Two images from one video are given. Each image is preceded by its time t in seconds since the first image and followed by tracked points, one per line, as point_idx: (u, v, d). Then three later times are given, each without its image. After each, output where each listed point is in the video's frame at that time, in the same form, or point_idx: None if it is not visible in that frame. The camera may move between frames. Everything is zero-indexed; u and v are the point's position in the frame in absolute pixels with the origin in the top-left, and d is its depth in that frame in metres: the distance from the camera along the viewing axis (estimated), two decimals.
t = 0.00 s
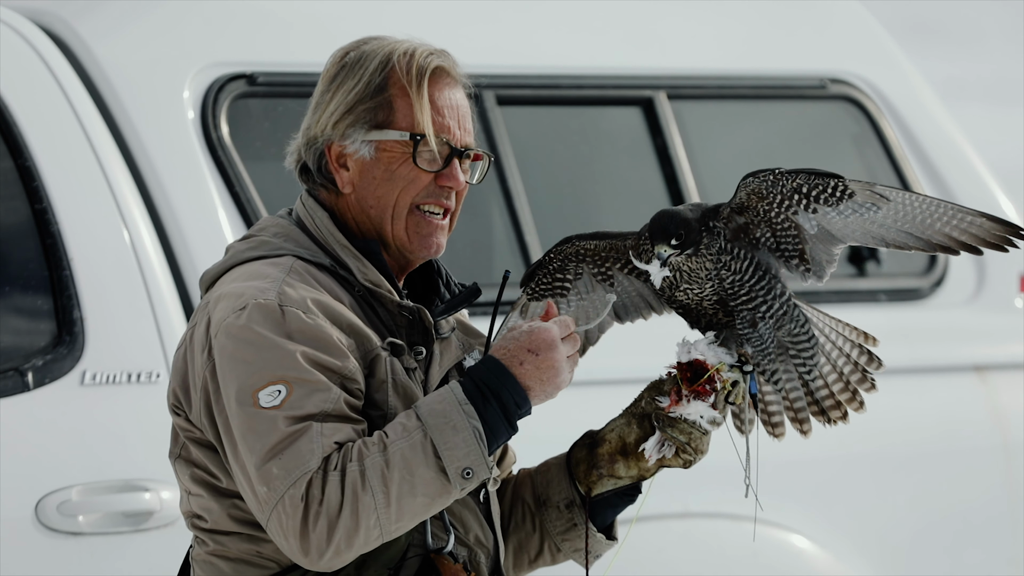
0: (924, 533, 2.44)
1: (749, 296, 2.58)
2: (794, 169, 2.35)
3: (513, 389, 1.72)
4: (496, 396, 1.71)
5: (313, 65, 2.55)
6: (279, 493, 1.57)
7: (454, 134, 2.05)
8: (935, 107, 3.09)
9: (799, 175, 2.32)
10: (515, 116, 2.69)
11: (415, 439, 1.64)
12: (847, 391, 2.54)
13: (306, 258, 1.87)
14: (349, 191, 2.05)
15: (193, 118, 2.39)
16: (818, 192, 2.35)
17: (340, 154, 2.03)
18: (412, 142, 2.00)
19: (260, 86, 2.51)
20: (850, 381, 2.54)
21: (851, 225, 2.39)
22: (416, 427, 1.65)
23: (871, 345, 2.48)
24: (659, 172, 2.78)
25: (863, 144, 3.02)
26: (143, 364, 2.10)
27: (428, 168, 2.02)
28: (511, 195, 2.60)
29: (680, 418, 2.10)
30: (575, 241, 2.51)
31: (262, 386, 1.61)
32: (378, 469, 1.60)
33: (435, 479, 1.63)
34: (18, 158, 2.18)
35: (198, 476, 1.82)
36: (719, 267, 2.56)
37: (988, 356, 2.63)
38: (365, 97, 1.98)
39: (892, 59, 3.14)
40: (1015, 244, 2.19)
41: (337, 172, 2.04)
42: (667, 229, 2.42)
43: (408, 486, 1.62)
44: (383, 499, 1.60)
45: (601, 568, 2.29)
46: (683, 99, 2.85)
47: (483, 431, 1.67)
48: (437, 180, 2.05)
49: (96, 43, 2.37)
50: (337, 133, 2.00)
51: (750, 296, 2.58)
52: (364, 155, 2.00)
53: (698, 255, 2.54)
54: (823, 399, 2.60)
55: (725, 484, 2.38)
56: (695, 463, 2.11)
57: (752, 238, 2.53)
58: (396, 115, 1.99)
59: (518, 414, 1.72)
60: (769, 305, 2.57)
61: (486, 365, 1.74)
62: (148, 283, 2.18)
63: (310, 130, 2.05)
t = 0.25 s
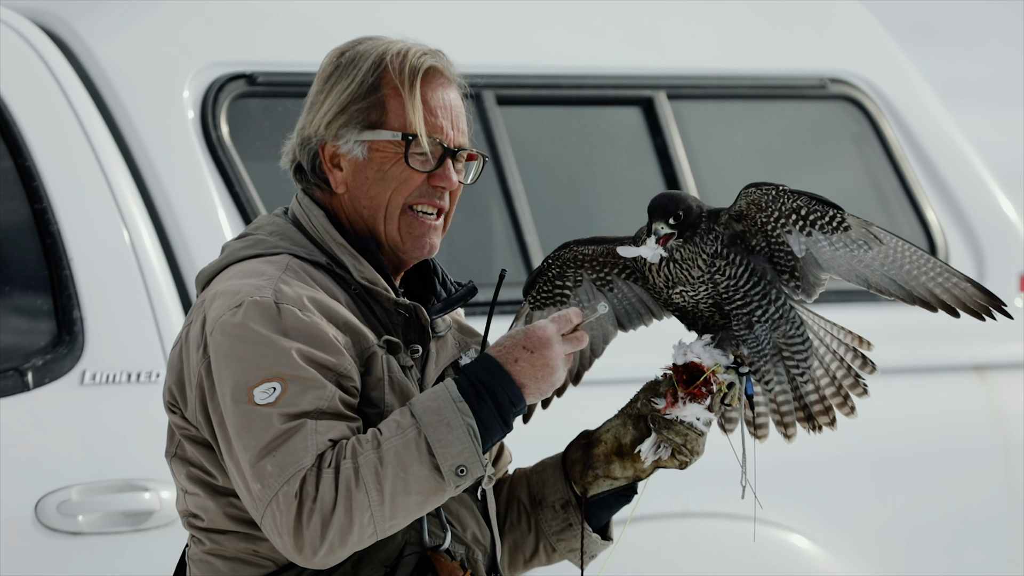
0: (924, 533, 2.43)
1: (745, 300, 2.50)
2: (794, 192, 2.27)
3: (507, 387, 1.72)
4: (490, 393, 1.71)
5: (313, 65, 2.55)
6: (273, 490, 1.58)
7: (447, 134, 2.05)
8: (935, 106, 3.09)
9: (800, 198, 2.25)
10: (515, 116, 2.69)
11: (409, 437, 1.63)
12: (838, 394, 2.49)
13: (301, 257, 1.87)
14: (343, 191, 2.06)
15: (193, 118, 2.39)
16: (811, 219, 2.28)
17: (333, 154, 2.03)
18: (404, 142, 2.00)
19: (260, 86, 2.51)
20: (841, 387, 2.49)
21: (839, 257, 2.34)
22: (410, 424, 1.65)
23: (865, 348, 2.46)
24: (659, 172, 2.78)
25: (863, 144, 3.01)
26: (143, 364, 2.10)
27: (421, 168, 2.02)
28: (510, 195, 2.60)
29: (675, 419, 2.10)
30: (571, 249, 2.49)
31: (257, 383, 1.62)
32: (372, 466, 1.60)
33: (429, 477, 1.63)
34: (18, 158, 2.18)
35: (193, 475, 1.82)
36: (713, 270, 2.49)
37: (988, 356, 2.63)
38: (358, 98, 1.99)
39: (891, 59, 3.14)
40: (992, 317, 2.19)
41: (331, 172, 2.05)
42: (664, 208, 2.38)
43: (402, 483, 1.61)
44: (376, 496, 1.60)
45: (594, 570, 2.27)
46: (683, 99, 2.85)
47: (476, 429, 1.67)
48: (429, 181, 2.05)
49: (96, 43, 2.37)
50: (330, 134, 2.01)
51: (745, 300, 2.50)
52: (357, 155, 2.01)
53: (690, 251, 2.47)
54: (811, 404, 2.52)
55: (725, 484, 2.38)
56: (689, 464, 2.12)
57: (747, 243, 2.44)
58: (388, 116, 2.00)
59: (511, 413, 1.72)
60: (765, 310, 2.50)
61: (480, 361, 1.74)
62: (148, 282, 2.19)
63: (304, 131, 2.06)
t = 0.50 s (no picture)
0: (924, 533, 2.43)
1: (739, 302, 2.57)
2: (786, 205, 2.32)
3: (500, 381, 1.71)
4: (482, 388, 1.70)
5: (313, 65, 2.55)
6: (266, 486, 1.58)
7: (437, 133, 2.07)
8: (935, 105, 3.10)
9: (789, 213, 2.30)
10: (515, 115, 2.69)
11: (400, 433, 1.63)
12: (829, 405, 2.50)
13: (295, 255, 1.88)
14: (334, 190, 2.08)
15: (193, 117, 2.39)
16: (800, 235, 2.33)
17: (325, 154, 2.06)
18: (393, 141, 2.02)
19: (260, 85, 2.51)
20: (831, 396, 2.51)
21: (825, 268, 2.39)
22: (402, 420, 1.65)
23: (852, 363, 2.46)
24: (659, 172, 2.78)
25: (863, 143, 3.01)
26: (143, 364, 2.10)
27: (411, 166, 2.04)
28: (510, 195, 2.59)
29: (670, 419, 2.12)
30: (574, 252, 2.52)
31: (250, 380, 1.62)
32: (364, 462, 1.60)
33: (421, 472, 1.63)
34: (18, 157, 2.18)
35: (188, 475, 1.82)
36: (707, 273, 2.55)
37: (988, 356, 2.63)
38: (347, 98, 2.02)
39: (891, 58, 3.14)
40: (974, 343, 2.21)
41: (322, 172, 2.07)
42: (650, 220, 2.42)
43: (394, 478, 1.61)
44: (368, 492, 1.60)
45: (586, 570, 2.29)
46: (683, 99, 2.85)
47: (468, 424, 1.66)
48: (420, 179, 2.07)
49: (96, 43, 2.37)
50: (321, 134, 2.03)
51: (740, 303, 2.57)
52: (348, 155, 2.03)
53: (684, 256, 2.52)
54: (805, 412, 2.57)
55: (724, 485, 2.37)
56: (684, 464, 2.12)
57: (742, 247, 2.51)
58: (378, 115, 2.02)
59: (504, 407, 1.71)
60: (761, 312, 2.58)
61: (473, 356, 1.73)
62: (148, 282, 2.19)
63: (295, 132, 2.09)
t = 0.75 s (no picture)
0: (924, 533, 2.43)
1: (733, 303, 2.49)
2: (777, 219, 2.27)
3: (489, 380, 1.71)
4: (472, 388, 1.70)
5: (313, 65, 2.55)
6: (256, 484, 1.58)
7: (429, 130, 2.08)
8: (934, 105, 3.10)
9: (778, 228, 2.25)
10: (515, 115, 2.69)
11: (389, 432, 1.63)
12: (822, 400, 2.44)
13: (288, 254, 1.88)
14: (327, 190, 2.09)
15: (193, 117, 2.39)
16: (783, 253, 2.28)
17: (317, 155, 2.06)
18: (384, 139, 2.03)
19: (260, 85, 2.51)
20: (824, 395, 2.44)
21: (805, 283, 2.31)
22: (392, 419, 1.64)
23: (844, 376, 2.43)
24: (659, 172, 2.78)
25: (863, 143, 3.01)
26: (143, 364, 2.10)
27: (403, 164, 2.05)
28: (511, 195, 2.59)
29: (664, 419, 2.14)
30: (571, 248, 2.50)
31: (241, 378, 1.62)
32: (352, 461, 1.59)
33: (410, 472, 1.62)
34: (18, 157, 2.18)
35: (183, 475, 1.82)
36: (701, 274, 2.50)
37: (988, 355, 2.63)
38: (338, 98, 2.02)
39: (891, 58, 3.14)
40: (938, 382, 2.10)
41: (314, 172, 2.08)
42: (641, 230, 2.40)
43: (382, 478, 1.61)
44: (356, 491, 1.59)
45: (583, 570, 2.28)
46: (683, 99, 2.86)
47: (458, 424, 1.66)
48: (412, 177, 2.08)
49: (96, 42, 2.37)
50: (312, 134, 2.04)
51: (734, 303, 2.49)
52: (340, 154, 2.04)
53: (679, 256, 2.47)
54: (802, 405, 2.49)
55: (722, 485, 2.38)
56: (679, 463, 2.15)
57: (735, 251, 2.43)
58: (368, 114, 2.03)
59: (494, 408, 1.71)
60: (755, 312, 2.50)
61: (463, 354, 1.73)
62: (148, 281, 2.19)
63: (287, 133, 2.10)
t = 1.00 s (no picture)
0: (924, 532, 2.43)
1: (730, 303, 2.56)
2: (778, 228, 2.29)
3: (484, 384, 1.71)
4: (467, 391, 1.69)
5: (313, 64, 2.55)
6: (250, 488, 1.58)
7: (420, 125, 2.08)
8: (934, 104, 3.10)
9: (778, 240, 2.25)
10: (515, 114, 2.69)
11: (384, 435, 1.63)
12: (819, 399, 2.47)
13: (280, 256, 1.89)
14: (320, 190, 2.09)
15: (193, 117, 2.39)
16: (779, 263, 2.28)
17: (309, 154, 2.07)
18: (375, 135, 2.03)
19: (260, 84, 2.51)
20: (821, 393, 2.48)
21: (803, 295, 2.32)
22: (386, 423, 1.64)
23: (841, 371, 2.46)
24: (659, 171, 2.78)
25: (863, 143, 3.00)
26: (143, 363, 2.10)
27: (394, 161, 2.05)
28: (511, 195, 2.59)
29: (660, 417, 2.17)
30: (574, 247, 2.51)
31: (234, 382, 1.62)
32: (347, 464, 1.59)
33: (404, 475, 1.62)
34: (18, 157, 2.18)
35: (180, 476, 1.82)
36: (700, 276, 2.53)
37: (988, 355, 2.63)
38: (329, 96, 2.03)
39: (891, 58, 3.14)
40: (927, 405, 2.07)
41: (308, 171, 2.09)
42: (641, 242, 2.38)
43: (377, 481, 1.61)
44: (351, 494, 1.59)
45: (583, 567, 2.29)
46: (683, 99, 2.86)
47: (452, 427, 1.66)
48: (405, 173, 2.07)
49: (96, 42, 2.37)
50: (305, 133, 2.05)
51: (731, 304, 2.56)
52: (332, 153, 2.04)
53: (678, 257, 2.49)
54: (795, 402, 2.53)
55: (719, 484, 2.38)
56: (675, 460, 2.17)
57: (737, 254, 2.48)
58: (359, 111, 2.03)
59: (489, 412, 1.71)
60: (752, 312, 2.57)
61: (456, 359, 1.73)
62: (148, 282, 2.19)
63: (280, 133, 2.11)
